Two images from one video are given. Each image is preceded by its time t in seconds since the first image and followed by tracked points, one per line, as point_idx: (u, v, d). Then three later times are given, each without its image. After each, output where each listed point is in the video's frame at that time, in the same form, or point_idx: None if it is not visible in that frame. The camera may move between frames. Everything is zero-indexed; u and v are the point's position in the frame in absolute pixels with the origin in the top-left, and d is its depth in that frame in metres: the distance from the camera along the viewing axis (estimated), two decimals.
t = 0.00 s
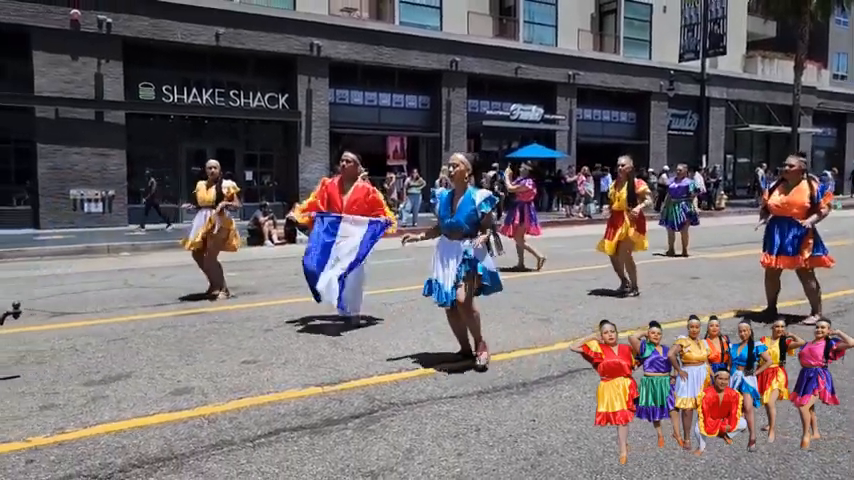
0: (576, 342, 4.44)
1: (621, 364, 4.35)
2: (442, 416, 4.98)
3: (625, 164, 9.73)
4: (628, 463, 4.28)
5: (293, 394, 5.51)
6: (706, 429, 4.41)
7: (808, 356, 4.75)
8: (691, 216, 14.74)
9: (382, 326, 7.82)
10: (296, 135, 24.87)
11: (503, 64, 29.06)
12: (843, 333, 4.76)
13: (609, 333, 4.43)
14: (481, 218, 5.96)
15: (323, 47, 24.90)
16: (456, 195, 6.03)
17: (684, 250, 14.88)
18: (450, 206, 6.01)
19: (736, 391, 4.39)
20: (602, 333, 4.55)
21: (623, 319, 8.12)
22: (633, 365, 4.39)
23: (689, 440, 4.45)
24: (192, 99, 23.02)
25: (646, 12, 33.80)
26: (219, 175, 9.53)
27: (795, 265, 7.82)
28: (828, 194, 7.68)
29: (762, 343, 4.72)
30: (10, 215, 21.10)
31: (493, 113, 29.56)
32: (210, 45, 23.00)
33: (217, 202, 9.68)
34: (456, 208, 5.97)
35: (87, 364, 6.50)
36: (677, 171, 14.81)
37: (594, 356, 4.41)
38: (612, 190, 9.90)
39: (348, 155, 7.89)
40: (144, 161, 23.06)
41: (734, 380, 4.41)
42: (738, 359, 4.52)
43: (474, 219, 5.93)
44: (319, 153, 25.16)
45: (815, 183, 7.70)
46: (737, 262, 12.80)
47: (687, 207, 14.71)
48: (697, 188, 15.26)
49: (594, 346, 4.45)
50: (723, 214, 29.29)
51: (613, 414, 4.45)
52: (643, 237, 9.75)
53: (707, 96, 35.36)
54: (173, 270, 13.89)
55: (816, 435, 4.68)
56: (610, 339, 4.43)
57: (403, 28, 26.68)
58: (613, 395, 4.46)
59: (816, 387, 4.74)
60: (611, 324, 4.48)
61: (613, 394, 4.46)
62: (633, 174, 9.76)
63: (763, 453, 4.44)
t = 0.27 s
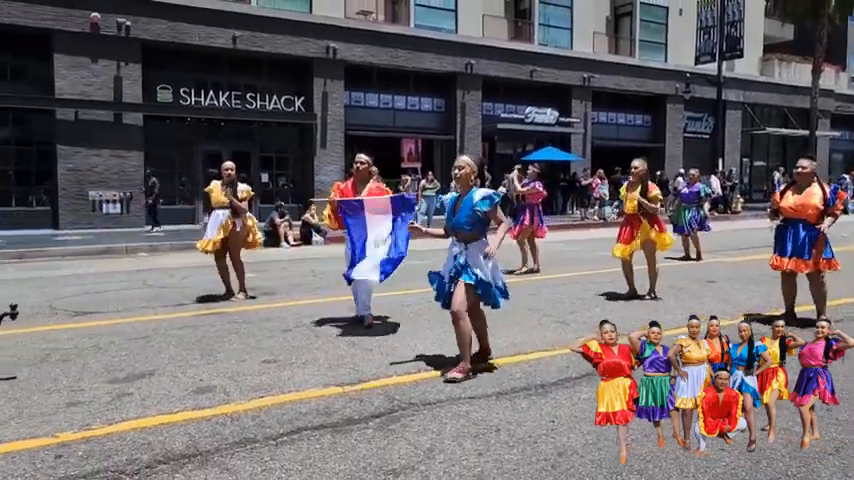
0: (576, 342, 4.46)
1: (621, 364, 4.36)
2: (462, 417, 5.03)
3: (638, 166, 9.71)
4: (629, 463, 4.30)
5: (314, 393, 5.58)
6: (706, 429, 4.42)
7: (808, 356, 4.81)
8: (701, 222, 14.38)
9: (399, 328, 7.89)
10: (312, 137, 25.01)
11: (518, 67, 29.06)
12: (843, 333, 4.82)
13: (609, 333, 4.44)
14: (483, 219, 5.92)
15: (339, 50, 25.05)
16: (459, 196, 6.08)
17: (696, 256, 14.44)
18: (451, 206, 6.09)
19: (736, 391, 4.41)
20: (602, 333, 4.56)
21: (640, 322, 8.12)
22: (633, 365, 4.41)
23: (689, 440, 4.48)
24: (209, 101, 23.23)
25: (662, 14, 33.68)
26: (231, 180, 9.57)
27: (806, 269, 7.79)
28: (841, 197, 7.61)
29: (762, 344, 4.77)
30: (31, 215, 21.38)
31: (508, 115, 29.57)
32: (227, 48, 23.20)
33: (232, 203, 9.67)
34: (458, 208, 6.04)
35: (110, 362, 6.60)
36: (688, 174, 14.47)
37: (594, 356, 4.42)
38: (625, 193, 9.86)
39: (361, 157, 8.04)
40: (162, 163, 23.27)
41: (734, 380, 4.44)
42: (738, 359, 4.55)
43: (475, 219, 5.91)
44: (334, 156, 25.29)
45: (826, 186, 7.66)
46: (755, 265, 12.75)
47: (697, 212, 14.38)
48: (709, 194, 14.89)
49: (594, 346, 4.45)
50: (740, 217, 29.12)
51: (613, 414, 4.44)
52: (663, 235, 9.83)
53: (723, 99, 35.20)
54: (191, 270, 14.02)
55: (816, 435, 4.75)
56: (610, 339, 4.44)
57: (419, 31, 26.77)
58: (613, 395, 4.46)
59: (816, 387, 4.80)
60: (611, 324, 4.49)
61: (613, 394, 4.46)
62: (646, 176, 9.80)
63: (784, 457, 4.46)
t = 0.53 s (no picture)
0: (576, 342, 4.49)
1: (621, 363, 4.40)
2: (481, 417, 5.06)
3: (651, 169, 9.60)
4: (629, 463, 4.33)
5: (335, 393, 5.63)
6: (706, 429, 4.50)
7: (808, 356, 4.86)
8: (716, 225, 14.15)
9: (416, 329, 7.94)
10: (329, 139, 25.15)
11: (534, 70, 29.04)
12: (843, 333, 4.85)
13: (609, 332, 4.48)
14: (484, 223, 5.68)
15: (356, 52, 25.18)
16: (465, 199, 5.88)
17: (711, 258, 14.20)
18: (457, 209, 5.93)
19: (736, 391, 4.49)
20: (602, 334, 4.60)
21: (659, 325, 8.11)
22: (633, 365, 4.45)
23: (689, 441, 4.53)
24: (228, 104, 23.44)
25: (680, 16, 33.50)
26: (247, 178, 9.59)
27: (825, 273, 7.72)
28: None
29: (762, 344, 4.81)
30: (52, 216, 21.68)
31: (524, 118, 29.53)
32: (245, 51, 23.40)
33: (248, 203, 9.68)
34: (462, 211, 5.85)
35: (133, 361, 6.70)
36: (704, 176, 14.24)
37: (594, 356, 4.45)
38: (637, 195, 9.79)
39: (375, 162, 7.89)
40: (181, 164, 23.50)
41: (734, 380, 4.51)
42: (738, 359, 4.60)
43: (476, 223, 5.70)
44: (351, 158, 25.39)
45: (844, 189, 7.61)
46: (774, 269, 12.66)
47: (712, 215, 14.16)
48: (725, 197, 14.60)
49: (594, 346, 4.49)
50: (759, 220, 28.88)
51: (613, 414, 4.46)
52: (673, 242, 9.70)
53: (742, 101, 34.93)
54: (210, 271, 14.15)
55: (815, 435, 4.80)
56: (610, 339, 4.48)
57: (435, 34, 26.84)
58: (613, 395, 4.48)
59: (816, 387, 4.85)
60: (611, 324, 4.53)
61: (613, 394, 4.48)
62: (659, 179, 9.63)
63: (806, 461, 4.44)
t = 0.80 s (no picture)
0: (576, 342, 4.58)
1: (621, 363, 4.46)
2: (501, 418, 5.08)
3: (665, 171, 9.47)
4: (629, 464, 4.35)
5: (356, 393, 5.68)
6: (706, 429, 4.53)
7: (808, 356, 4.97)
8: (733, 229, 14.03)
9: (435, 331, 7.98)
10: (347, 141, 25.26)
11: (553, 71, 28.97)
12: (842, 334, 5.03)
13: (609, 332, 4.57)
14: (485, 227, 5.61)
15: (375, 55, 25.29)
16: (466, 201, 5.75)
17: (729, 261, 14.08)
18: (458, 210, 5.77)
19: (736, 391, 4.53)
20: (602, 334, 4.69)
21: (679, 327, 8.08)
22: (633, 365, 4.52)
23: (688, 441, 4.56)
24: (247, 106, 23.63)
25: (701, 17, 33.25)
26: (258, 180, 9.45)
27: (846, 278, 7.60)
28: None
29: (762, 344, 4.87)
30: (75, 217, 21.99)
31: (543, 120, 29.45)
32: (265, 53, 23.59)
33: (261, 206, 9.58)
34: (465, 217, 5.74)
35: (157, 359, 6.80)
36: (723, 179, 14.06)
37: (594, 355, 4.53)
38: (651, 197, 9.64)
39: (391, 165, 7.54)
40: (201, 166, 23.73)
41: (734, 380, 4.55)
42: (738, 360, 4.64)
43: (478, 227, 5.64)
44: (369, 160, 25.48)
45: None
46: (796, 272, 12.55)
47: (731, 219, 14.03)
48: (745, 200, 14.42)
49: (594, 346, 4.57)
50: (780, 223, 28.59)
51: (613, 414, 4.53)
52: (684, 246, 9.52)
53: (763, 103, 34.58)
54: (230, 271, 14.27)
55: (815, 435, 4.87)
56: (610, 339, 4.56)
57: (454, 36, 26.87)
58: (613, 395, 4.55)
59: (816, 387, 4.95)
60: (611, 324, 4.61)
61: (613, 394, 4.55)
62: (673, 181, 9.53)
63: (830, 466, 4.42)
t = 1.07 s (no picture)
0: (576, 341, 4.64)
1: (621, 363, 4.52)
2: (519, 420, 5.07)
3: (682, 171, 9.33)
4: (628, 464, 4.37)
5: (374, 393, 5.70)
6: (706, 429, 4.54)
7: (808, 356, 5.03)
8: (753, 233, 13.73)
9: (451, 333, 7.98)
10: (364, 143, 25.35)
11: (570, 73, 28.86)
12: (842, 335, 5.14)
13: (609, 333, 4.61)
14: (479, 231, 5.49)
15: (392, 57, 25.35)
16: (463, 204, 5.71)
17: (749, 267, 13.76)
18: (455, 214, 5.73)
19: (736, 391, 4.55)
20: (603, 334, 4.73)
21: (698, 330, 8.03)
22: (633, 365, 4.57)
23: (688, 440, 4.56)
24: (266, 108, 23.79)
25: (720, 18, 32.96)
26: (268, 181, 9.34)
27: None
28: None
29: (762, 344, 4.89)
30: (96, 218, 22.27)
31: (560, 121, 29.34)
32: (283, 56, 23.75)
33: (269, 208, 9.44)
34: (460, 216, 5.66)
35: (177, 358, 6.87)
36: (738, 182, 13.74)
37: (594, 355, 4.58)
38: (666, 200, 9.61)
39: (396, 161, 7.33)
40: (220, 167, 23.92)
41: (734, 380, 4.57)
42: (738, 359, 4.65)
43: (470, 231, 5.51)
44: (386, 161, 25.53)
45: None
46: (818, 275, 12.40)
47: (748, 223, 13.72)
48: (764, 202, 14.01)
49: (594, 346, 4.62)
50: (801, 226, 28.25)
51: (613, 414, 4.59)
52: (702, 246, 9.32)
53: (784, 104, 34.21)
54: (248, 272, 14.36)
55: (815, 435, 4.89)
56: (610, 339, 4.61)
57: (471, 38, 26.87)
58: (613, 395, 4.61)
59: (816, 387, 5.00)
60: (611, 325, 4.65)
61: (613, 394, 4.61)
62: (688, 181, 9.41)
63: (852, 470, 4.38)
